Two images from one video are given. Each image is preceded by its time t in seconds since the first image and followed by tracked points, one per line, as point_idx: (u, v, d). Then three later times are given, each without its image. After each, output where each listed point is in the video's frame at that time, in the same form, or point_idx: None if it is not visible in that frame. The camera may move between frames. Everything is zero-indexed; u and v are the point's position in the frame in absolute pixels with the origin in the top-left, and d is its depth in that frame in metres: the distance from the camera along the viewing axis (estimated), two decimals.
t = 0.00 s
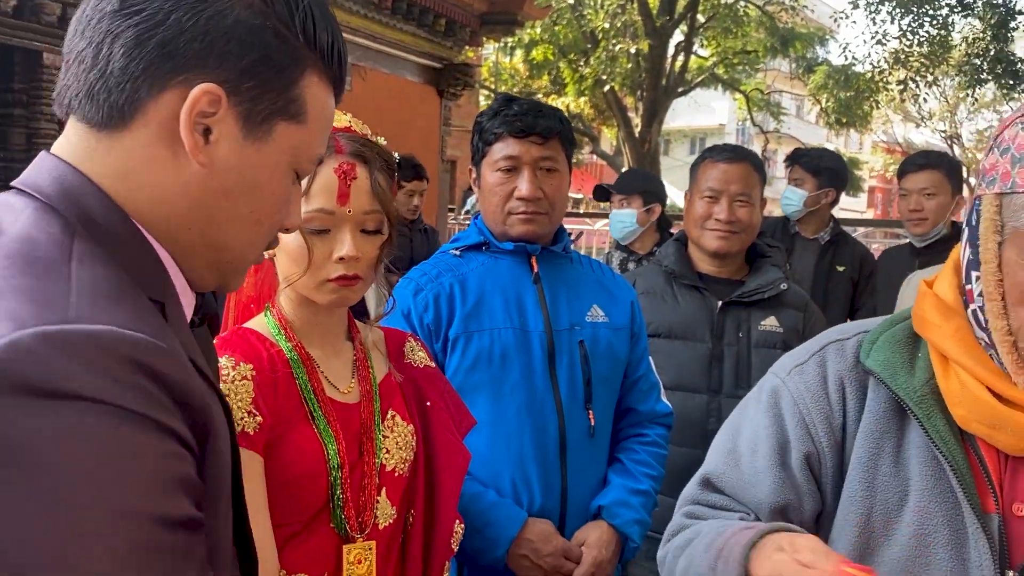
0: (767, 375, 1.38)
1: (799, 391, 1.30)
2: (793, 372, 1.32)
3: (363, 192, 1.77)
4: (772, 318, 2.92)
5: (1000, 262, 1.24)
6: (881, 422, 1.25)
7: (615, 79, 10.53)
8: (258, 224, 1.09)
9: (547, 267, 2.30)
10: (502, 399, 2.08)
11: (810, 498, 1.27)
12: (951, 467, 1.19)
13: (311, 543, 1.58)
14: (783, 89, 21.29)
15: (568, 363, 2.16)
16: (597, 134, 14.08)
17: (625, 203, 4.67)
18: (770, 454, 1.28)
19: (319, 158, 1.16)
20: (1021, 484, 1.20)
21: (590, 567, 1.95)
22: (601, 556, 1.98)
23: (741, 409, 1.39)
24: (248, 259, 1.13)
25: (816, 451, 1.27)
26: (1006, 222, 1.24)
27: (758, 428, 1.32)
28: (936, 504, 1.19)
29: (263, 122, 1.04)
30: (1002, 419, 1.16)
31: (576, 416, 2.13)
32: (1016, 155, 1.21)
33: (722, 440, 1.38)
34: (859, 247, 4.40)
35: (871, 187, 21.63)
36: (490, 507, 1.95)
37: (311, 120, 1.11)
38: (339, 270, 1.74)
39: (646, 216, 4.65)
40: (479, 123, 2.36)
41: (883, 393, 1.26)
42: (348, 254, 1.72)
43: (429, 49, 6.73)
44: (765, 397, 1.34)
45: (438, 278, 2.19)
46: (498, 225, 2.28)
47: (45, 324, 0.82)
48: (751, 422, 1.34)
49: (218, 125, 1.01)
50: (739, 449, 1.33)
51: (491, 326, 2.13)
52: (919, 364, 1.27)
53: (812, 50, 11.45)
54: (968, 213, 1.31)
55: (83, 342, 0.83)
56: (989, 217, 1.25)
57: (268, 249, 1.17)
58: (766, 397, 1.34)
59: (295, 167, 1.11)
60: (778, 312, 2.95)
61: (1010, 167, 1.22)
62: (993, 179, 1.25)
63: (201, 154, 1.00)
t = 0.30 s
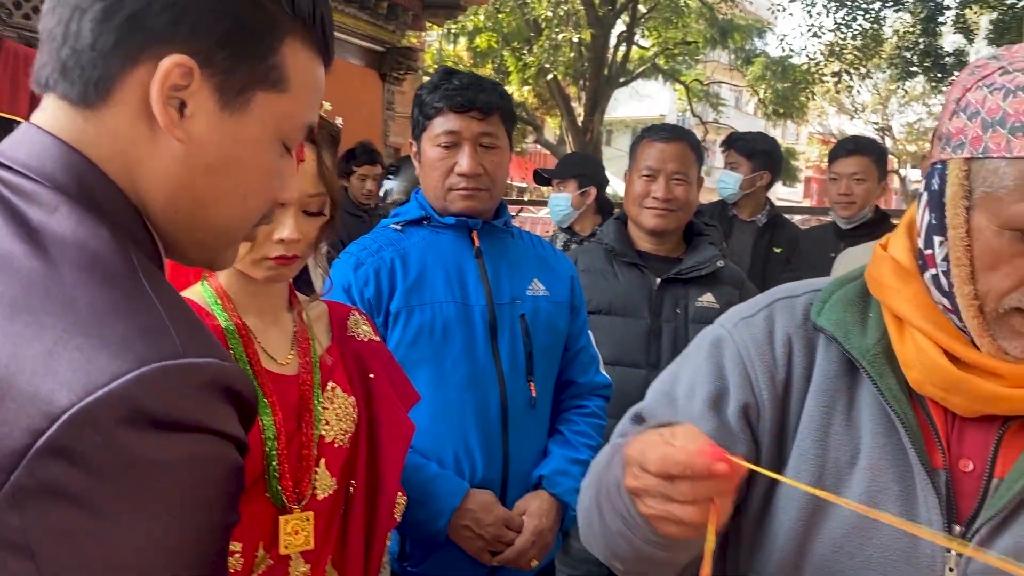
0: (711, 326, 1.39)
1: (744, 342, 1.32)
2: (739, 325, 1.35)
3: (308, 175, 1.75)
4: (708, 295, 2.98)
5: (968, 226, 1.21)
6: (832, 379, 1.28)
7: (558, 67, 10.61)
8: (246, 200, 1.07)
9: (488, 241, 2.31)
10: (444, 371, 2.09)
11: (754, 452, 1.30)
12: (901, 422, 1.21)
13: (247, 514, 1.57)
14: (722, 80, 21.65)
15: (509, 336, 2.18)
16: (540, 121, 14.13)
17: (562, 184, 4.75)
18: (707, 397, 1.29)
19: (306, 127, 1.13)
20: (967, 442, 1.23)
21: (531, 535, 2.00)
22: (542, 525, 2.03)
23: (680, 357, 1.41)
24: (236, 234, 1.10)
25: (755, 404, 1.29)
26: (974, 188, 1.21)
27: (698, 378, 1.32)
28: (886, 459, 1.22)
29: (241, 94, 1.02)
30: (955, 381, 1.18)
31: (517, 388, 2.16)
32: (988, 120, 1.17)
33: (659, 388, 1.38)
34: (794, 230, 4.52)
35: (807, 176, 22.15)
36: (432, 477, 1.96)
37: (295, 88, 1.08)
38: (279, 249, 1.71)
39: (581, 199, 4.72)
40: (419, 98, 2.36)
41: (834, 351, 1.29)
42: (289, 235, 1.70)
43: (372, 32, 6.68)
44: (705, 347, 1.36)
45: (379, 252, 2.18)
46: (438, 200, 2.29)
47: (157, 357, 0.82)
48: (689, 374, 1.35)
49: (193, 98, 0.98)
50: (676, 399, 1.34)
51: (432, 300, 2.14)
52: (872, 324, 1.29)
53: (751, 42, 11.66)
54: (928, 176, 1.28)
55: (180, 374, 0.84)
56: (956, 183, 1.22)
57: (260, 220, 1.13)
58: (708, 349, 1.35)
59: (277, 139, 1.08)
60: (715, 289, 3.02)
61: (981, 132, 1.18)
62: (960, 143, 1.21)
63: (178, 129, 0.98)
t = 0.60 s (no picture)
0: (633, 270, 1.41)
1: (665, 283, 1.35)
2: (663, 269, 1.37)
3: (228, 127, 1.68)
4: (627, 263, 3.04)
5: (905, 174, 1.33)
6: (759, 324, 1.33)
7: (481, 49, 10.68)
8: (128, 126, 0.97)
9: (408, 205, 2.29)
10: (364, 335, 2.07)
11: (672, 394, 1.34)
12: (826, 363, 1.28)
13: (159, 474, 1.52)
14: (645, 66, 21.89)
15: (431, 299, 2.19)
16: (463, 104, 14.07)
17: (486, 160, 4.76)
18: (623, 339, 1.31)
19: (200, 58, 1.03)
20: (889, 381, 1.33)
21: (452, 495, 2.02)
22: (464, 485, 2.06)
23: (601, 299, 1.42)
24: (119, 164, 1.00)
25: (673, 344, 1.32)
26: (910, 137, 1.31)
27: (618, 321, 1.34)
28: (811, 401, 1.29)
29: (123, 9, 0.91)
30: (884, 325, 1.27)
31: (439, 350, 2.16)
32: (926, 71, 1.27)
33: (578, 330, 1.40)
34: (710, 207, 4.64)
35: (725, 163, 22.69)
36: (351, 442, 1.94)
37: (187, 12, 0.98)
38: (196, 203, 1.63)
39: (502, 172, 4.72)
40: (337, 61, 2.32)
41: (759, 295, 1.34)
42: (208, 188, 1.63)
43: (291, 8, 6.54)
44: (628, 289, 1.38)
45: (296, 214, 2.14)
46: (355, 165, 2.26)
47: (12, 246, 0.73)
48: (610, 315, 1.37)
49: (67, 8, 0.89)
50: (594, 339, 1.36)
51: (352, 263, 2.11)
52: (796, 269, 1.37)
53: (672, 29, 11.89)
54: (860, 126, 1.39)
55: (58, 260, 0.76)
56: (894, 132, 1.32)
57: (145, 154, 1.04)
58: (630, 291, 1.37)
59: (163, 64, 0.97)
60: (633, 257, 3.08)
61: (920, 82, 1.28)
62: (896, 94, 1.31)
63: (48, 40, 0.89)
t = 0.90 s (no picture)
0: (542, 216, 1.38)
1: (579, 230, 1.32)
2: (577, 215, 1.35)
3: (128, 78, 1.60)
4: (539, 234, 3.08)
5: (817, 130, 1.34)
6: (668, 273, 1.35)
7: (401, 31, 10.73)
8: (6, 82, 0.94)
9: (314, 171, 2.24)
10: (268, 300, 2.03)
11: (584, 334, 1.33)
12: (734, 309, 1.31)
13: (54, 442, 1.47)
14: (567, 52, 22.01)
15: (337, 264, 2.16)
16: (383, 86, 13.92)
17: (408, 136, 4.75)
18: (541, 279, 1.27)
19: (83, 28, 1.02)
20: (790, 326, 1.39)
21: (360, 461, 2.03)
22: (371, 450, 2.07)
23: (510, 247, 1.37)
24: None
25: (589, 289, 1.30)
26: (822, 92, 1.33)
27: (534, 263, 1.31)
28: (720, 349, 1.32)
29: None
30: (789, 275, 1.31)
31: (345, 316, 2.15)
32: (841, 26, 1.29)
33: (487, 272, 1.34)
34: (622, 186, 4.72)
35: (644, 148, 23.13)
36: (255, 409, 1.91)
37: None
38: (95, 155, 1.54)
39: (423, 148, 4.67)
40: (239, 23, 2.24)
41: (669, 244, 1.36)
42: (107, 139, 1.54)
43: None
44: (540, 235, 1.34)
45: (197, 178, 2.07)
46: (259, 130, 2.17)
47: None
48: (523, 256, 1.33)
49: None
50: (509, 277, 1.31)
51: (255, 228, 2.06)
52: (705, 218, 1.38)
53: (591, 14, 12.04)
54: (771, 81, 1.40)
55: None
56: (807, 88, 1.33)
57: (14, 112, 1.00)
58: (543, 235, 1.34)
59: (49, 25, 0.96)
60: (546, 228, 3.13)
61: (835, 38, 1.30)
62: (810, 49, 1.33)
63: None
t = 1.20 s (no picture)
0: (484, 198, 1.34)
1: (525, 215, 1.31)
2: (522, 199, 1.33)
3: (38, 57, 1.52)
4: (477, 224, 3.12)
5: (758, 122, 1.34)
6: (612, 261, 1.35)
7: (341, 21, 10.58)
8: None
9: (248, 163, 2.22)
10: (202, 292, 2.01)
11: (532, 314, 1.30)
12: (677, 296, 1.33)
13: None
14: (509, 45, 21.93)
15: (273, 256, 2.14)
16: (322, 77, 13.73)
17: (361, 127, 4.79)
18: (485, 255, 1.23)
19: None
20: (728, 315, 1.40)
21: (296, 452, 2.03)
22: (308, 442, 2.08)
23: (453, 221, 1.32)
24: None
25: (536, 274, 1.28)
26: (765, 85, 1.33)
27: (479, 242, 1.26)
28: (664, 336, 1.32)
29: None
30: (731, 264, 1.32)
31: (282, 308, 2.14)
32: (786, 22, 1.30)
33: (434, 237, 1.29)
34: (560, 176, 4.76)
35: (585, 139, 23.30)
36: (189, 402, 1.92)
37: None
38: (8, 140, 1.47)
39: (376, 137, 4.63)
40: (170, 11, 2.17)
41: (613, 233, 1.36)
42: (19, 123, 1.47)
43: None
44: (484, 216, 1.31)
45: (127, 168, 2.00)
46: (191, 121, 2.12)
47: None
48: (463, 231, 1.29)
49: None
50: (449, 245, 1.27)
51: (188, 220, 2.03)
52: (648, 208, 1.38)
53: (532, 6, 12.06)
54: (714, 71, 1.39)
55: None
56: (750, 80, 1.33)
57: None
58: (487, 216, 1.30)
59: None
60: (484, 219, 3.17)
61: (780, 32, 1.30)
62: (755, 42, 1.33)
63: None
